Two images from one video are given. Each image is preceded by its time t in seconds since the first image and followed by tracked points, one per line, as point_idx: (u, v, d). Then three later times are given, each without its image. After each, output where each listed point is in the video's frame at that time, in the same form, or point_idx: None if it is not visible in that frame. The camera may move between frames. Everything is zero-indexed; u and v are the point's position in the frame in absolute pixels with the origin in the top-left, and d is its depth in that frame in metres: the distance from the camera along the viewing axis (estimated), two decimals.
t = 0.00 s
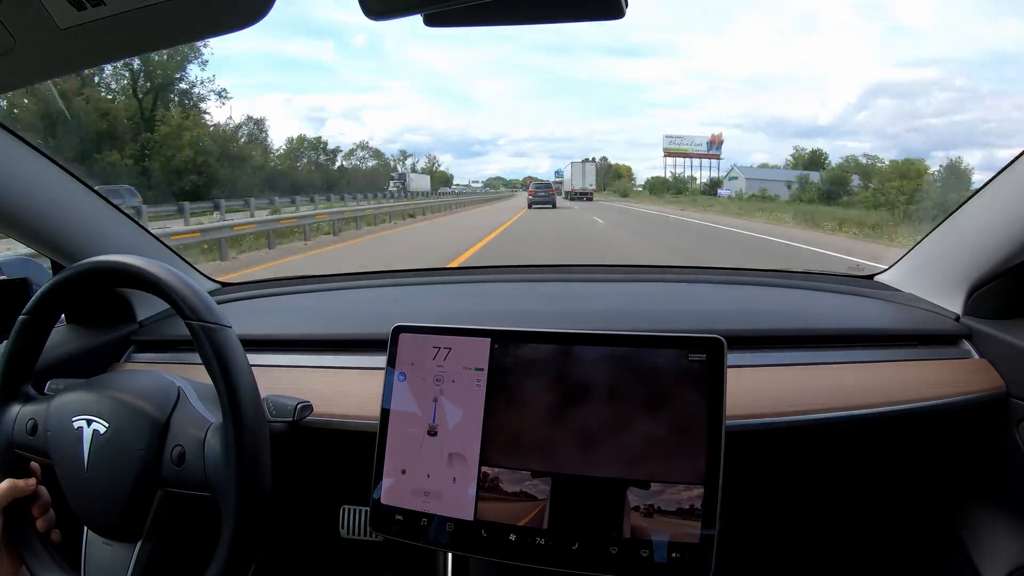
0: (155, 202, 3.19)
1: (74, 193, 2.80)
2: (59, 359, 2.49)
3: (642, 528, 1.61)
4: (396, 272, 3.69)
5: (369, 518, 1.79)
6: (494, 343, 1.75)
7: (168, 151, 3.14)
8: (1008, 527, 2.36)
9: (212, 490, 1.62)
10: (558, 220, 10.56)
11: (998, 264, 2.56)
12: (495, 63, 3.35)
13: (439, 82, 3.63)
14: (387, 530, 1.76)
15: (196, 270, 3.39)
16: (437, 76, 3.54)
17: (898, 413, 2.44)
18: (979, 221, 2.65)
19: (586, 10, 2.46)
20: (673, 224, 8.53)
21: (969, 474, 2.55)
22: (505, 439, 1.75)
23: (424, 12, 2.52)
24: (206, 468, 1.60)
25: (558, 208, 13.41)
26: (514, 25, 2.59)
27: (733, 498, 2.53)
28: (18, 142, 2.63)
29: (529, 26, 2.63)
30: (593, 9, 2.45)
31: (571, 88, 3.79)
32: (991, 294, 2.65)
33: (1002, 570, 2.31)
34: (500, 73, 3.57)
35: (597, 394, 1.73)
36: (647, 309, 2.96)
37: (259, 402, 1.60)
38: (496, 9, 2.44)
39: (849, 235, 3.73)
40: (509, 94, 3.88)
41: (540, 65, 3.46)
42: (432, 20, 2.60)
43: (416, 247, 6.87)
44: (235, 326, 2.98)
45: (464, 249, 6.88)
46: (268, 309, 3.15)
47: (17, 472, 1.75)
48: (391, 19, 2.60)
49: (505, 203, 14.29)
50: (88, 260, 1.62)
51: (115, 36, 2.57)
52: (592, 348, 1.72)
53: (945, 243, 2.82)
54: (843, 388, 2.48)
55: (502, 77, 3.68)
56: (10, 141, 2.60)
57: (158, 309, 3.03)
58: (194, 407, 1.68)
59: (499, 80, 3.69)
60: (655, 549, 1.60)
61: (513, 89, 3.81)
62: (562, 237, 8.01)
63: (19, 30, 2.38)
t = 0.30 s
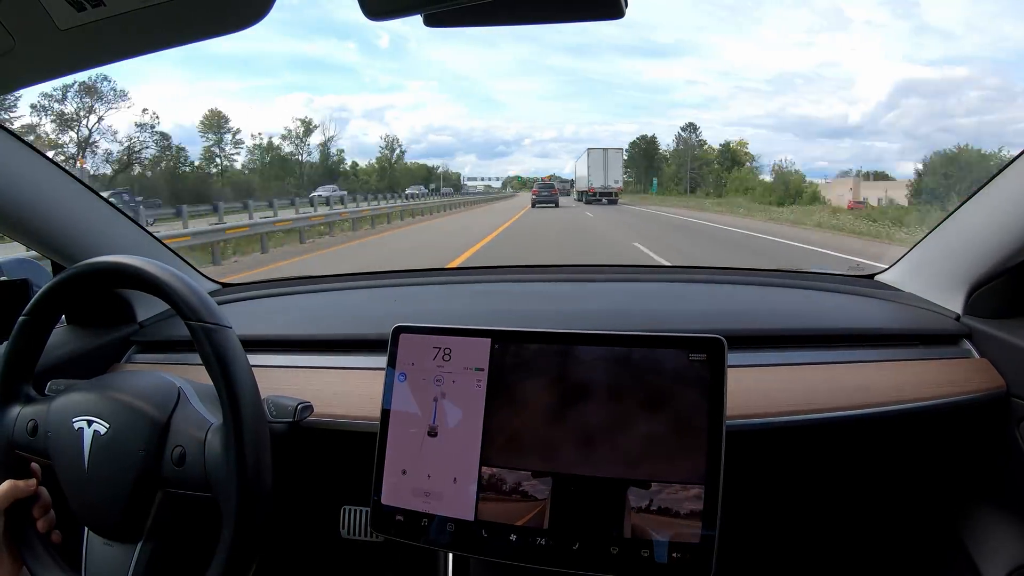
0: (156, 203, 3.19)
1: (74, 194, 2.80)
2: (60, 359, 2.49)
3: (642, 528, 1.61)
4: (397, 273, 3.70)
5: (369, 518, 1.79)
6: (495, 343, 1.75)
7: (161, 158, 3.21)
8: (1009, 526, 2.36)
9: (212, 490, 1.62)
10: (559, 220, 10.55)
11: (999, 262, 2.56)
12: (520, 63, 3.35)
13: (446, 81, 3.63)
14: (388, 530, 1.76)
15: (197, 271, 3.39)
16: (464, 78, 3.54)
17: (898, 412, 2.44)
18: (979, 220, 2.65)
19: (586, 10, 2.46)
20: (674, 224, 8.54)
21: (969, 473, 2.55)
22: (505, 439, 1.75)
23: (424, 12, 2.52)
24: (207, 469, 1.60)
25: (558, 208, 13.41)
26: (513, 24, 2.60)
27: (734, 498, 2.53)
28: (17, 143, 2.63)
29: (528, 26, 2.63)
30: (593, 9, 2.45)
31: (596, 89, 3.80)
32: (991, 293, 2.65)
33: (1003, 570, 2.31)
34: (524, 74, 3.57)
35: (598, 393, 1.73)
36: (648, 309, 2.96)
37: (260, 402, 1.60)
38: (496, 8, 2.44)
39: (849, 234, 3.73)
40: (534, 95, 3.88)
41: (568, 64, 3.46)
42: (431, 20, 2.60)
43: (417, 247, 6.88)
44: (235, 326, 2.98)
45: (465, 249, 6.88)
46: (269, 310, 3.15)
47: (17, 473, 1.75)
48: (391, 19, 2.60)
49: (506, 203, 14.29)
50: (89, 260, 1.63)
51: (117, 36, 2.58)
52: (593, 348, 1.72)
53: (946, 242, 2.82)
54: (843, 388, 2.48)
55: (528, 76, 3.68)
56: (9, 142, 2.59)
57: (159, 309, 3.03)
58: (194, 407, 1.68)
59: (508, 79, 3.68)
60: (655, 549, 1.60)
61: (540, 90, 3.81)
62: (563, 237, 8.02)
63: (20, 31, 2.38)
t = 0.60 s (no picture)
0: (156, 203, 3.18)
1: (72, 194, 2.79)
2: (58, 360, 2.49)
3: (641, 528, 1.61)
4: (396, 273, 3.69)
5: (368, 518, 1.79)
6: (494, 343, 1.75)
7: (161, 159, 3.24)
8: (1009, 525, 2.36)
9: (211, 491, 1.62)
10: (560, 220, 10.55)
11: (998, 262, 2.56)
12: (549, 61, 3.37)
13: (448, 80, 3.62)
14: (387, 530, 1.76)
15: (196, 271, 3.38)
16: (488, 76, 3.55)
17: (896, 412, 2.44)
18: (978, 220, 2.65)
19: (586, 10, 2.46)
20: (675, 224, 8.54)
21: (968, 474, 2.55)
22: (504, 440, 1.75)
23: (423, 12, 2.52)
24: (206, 469, 1.60)
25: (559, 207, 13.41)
26: (512, 25, 2.60)
27: (733, 498, 2.53)
28: (15, 142, 2.62)
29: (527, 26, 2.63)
30: (593, 9, 2.45)
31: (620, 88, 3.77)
32: (990, 293, 2.65)
33: (1002, 570, 2.31)
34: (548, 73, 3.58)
35: (597, 394, 1.73)
36: (648, 309, 2.96)
37: (258, 403, 1.60)
38: (495, 8, 2.44)
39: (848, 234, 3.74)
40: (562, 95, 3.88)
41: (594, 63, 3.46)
42: (430, 20, 2.60)
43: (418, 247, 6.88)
44: (234, 326, 2.98)
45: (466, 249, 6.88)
46: (268, 310, 3.15)
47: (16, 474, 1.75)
48: (390, 20, 2.60)
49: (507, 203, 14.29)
50: (87, 260, 1.62)
51: (116, 36, 2.57)
52: (591, 348, 1.72)
53: (945, 242, 2.82)
54: (842, 388, 2.48)
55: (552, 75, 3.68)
56: (7, 141, 2.59)
57: (158, 310, 3.03)
58: (193, 408, 1.68)
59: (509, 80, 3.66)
60: (654, 549, 1.60)
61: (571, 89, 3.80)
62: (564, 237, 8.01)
63: (18, 31, 2.38)
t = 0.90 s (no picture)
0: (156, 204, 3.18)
1: (72, 193, 2.79)
2: (58, 360, 2.49)
3: (641, 527, 1.61)
4: (397, 272, 3.69)
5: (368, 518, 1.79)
6: (494, 343, 1.75)
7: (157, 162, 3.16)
8: (1008, 525, 2.36)
9: (210, 491, 1.61)
10: (562, 220, 10.55)
11: (998, 263, 2.57)
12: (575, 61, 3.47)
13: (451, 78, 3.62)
14: (387, 530, 1.76)
15: (196, 270, 3.38)
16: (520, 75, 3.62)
17: (896, 412, 2.44)
18: (978, 221, 2.65)
19: (586, 10, 2.46)
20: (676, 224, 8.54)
21: (968, 473, 2.55)
22: (504, 439, 1.75)
23: (423, 11, 2.52)
24: (206, 470, 1.60)
25: (562, 207, 13.44)
26: (512, 25, 2.60)
27: (733, 498, 2.53)
28: (13, 140, 2.62)
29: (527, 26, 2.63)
30: (592, 9, 2.45)
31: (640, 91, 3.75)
32: (989, 293, 2.65)
33: (1001, 570, 2.31)
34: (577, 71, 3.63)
35: (596, 393, 1.73)
36: (648, 309, 2.97)
37: (258, 402, 1.60)
38: (496, 8, 2.44)
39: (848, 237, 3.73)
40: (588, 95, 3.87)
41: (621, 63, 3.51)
42: (431, 20, 2.61)
43: (419, 247, 6.88)
44: (233, 326, 2.98)
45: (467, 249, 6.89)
46: (268, 309, 3.15)
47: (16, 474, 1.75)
48: (390, 19, 2.60)
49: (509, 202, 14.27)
50: (87, 260, 1.62)
51: (114, 36, 2.58)
52: (591, 348, 1.72)
53: (944, 242, 2.82)
54: (841, 388, 2.48)
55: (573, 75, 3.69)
56: (5, 139, 2.58)
57: (158, 309, 3.02)
58: (193, 408, 1.68)
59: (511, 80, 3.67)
60: (654, 548, 1.60)
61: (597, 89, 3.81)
62: (566, 236, 8.02)
63: (17, 30, 2.38)
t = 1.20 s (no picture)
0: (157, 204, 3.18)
1: (73, 193, 2.79)
2: (58, 360, 2.49)
3: (641, 528, 1.61)
4: (398, 272, 3.69)
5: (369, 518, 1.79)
6: (494, 343, 1.75)
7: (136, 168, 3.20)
8: (1008, 525, 2.37)
9: (211, 492, 1.61)
10: (563, 220, 10.55)
11: (997, 264, 2.58)
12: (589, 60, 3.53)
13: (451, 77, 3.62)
14: (387, 530, 1.76)
15: (196, 270, 3.38)
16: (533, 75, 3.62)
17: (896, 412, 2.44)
18: (977, 222, 2.66)
19: (586, 11, 2.46)
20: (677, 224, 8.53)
21: (968, 474, 2.55)
22: (505, 440, 1.75)
23: (423, 12, 2.52)
24: (206, 470, 1.60)
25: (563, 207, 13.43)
26: (512, 25, 2.60)
27: (733, 498, 2.53)
28: (13, 140, 2.62)
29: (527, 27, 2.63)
30: (593, 10, 2.45)
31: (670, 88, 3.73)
32: (989, 294, 2.66)
33: (1001, 570, 2.31)
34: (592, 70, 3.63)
35: (597, 394, 1.73)
36: (648, 309, 2.97)
37: (259, 402, 1.60)
38: (496, 9, 2.45)
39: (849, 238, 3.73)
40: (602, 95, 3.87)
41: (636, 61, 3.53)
42: (431, 20, 2.61)
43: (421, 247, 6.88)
44: (234, 325, 2.99)
45: (468, 249, 6.88)
46: (268, 309, 3.15)
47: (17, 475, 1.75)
48: (391, 19, 2.61)
49: (511, 202, 14.25)
50: (87, 260, 1.62)
51: (115, 36, 2.58)
52: (592, 348, 1.72)
53: (944, 243, 2.82)
54: (841, 388, 2.49)
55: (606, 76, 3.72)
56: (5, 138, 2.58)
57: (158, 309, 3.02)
58: (194, 408, 1.68)
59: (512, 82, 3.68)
60: (654, 549, 1.60)
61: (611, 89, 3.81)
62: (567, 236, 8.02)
63: (17, 30, 2.38)
